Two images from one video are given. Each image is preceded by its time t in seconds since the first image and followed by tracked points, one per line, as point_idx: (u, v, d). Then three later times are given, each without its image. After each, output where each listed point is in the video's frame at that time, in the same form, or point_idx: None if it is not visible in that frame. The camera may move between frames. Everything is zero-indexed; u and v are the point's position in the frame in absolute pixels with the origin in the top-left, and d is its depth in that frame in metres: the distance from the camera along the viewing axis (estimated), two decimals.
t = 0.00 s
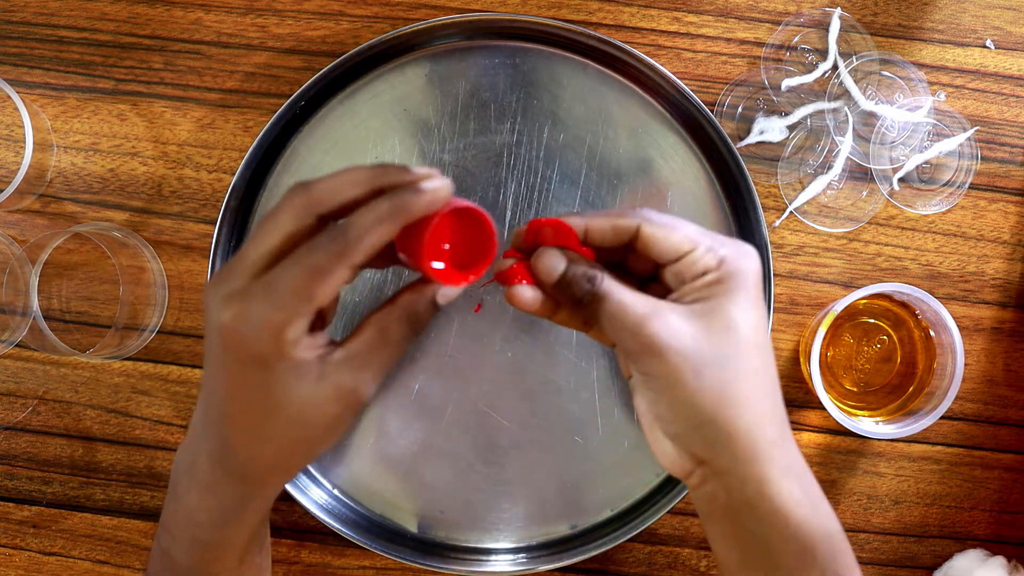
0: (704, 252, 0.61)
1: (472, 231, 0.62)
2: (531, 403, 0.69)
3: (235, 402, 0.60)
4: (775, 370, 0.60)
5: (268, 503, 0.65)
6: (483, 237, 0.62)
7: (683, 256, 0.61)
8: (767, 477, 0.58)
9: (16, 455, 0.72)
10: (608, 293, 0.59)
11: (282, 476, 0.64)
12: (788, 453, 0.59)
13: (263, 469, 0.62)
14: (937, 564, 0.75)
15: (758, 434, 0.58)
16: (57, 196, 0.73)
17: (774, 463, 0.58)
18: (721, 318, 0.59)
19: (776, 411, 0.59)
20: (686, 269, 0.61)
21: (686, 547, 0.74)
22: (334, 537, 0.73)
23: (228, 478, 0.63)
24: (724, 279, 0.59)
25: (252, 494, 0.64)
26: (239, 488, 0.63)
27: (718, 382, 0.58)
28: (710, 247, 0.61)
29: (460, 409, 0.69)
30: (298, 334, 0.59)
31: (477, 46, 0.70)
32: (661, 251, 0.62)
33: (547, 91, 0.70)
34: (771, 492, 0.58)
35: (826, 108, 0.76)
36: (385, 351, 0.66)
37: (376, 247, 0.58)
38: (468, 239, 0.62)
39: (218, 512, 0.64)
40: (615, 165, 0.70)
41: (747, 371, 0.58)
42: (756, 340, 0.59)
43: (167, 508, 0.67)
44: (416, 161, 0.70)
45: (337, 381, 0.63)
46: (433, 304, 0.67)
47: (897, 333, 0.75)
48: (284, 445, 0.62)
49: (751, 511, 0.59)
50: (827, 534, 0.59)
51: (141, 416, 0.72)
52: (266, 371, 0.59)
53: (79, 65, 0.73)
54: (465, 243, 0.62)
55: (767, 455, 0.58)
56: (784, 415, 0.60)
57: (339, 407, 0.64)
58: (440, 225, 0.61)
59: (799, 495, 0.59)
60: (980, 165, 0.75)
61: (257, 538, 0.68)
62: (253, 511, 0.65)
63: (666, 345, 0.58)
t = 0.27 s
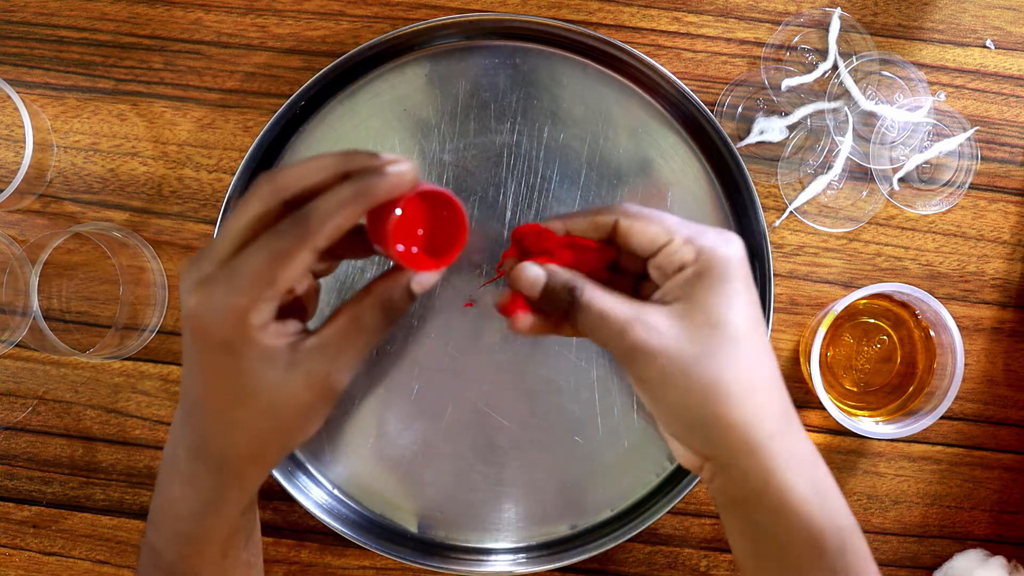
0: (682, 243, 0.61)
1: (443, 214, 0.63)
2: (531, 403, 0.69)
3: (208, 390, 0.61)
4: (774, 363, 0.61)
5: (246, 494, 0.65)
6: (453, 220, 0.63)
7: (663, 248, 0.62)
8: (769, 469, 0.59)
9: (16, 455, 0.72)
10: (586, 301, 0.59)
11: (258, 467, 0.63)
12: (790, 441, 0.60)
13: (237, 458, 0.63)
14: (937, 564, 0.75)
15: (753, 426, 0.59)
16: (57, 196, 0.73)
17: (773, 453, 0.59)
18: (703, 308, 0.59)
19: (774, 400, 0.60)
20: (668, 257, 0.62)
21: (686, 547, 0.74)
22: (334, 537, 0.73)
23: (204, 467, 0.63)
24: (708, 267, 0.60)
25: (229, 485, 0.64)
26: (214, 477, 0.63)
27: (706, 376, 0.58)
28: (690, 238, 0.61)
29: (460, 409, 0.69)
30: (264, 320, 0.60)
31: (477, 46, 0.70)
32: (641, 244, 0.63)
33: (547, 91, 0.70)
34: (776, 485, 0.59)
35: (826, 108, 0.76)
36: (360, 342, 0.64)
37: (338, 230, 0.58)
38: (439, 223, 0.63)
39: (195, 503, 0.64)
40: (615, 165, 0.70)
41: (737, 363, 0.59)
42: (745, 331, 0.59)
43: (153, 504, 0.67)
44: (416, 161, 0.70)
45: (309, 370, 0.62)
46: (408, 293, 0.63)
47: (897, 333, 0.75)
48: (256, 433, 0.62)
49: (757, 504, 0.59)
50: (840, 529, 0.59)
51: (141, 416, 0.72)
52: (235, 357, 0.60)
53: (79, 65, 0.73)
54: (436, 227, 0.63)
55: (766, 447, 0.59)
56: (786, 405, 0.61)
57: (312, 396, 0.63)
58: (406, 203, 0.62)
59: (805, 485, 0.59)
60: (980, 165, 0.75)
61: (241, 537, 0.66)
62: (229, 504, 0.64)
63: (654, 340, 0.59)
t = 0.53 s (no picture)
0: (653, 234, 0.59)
1: (429, 215, 0.61)
2: (531, 403, 0.69)
3: (191, 390, 0.60)
4: (768, 359, 0.57)
5: (234, 496, 0.64)
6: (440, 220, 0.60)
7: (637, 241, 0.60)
8: (758, 465, 0.54)
9: (16, 455, 0.72)
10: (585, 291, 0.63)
11: (243, 468, 0.62)
12: (784, 444, 0.55)
13: (222, 460, 0.62)
14: (937, 564, 0.75)
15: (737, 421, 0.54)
16: (57, 196, 0.73)
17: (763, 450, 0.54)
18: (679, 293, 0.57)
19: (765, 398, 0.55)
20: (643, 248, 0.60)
21: (686, 547, 0.73)
22: (334, 537, 0.73)
23: (189, 469, 0.62)
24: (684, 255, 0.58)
25: (216, 487, 0.63)
26: (200, 480, 0.62)
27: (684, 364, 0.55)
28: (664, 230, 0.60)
29: (460, 409, 0.69)
30: (248, 319, 0.60)
31: (477, 46, 0.70)
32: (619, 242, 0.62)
33: (547, 91, 0.70)
34: (764, 487, 0.53)
35: (826, 107, 0.76)
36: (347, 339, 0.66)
37: (321, 228, 0.59)
38: (425, 222, 0.61)
39: (182, 506, 0.63)
40: (615, 165, 0.70)
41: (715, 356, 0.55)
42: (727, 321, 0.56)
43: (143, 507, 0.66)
44: (416, 161, 0.70)
45: (295, 369, 0.62)
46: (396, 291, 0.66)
47: (897, 333, 0.75)
48: (241, 435, 0.61)
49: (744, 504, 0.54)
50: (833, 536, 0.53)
51: (141, 416, 0.72)
52: (218, 357, 0.59)
53: (79, 65, 0.73)
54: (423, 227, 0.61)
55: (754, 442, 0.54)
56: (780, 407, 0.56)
57: (298, 395, 0.63)
58: (392, 201, 0.60)
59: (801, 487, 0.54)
60: (980, 165, 0.75)
61: (230, 536, 0.66)
62: (217, 505, 0.63)
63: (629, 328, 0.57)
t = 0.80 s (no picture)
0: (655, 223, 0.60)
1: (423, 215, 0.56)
2: (531, 403, 0.69)
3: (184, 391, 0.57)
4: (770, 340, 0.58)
5: (229, 497, 0.61)
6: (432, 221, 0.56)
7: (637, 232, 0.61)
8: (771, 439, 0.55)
9: (16, 455, 0.72)
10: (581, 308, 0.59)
11: (238, 472, 0.59)
12: (793, 413, 0.57)
13: (215, 464, 0.58)
14: (937, 564, 0.75)
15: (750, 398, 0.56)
16: (57, 196, 0.73)
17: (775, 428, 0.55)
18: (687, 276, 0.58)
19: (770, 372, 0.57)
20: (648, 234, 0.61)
21: (686, 547, 0.73)
22: (334, 537, 0.73)
23: (182, 470, 0.59)
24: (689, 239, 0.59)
25: (208, 492, 0.60)
26: (194, 483, 0.60)
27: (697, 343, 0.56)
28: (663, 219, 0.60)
29: (460, 409, 0.69)
30: (237, 321, 0.55)
31: (477, 46, 0.70)
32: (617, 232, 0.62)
33: (547, 91, 0.70)
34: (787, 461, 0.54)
35: (826, 107, 0.76)
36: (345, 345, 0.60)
37: (309, 229, 0.53)
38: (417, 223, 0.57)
39: (177, 507, 0.61)
40: (615, 166, 0.70)
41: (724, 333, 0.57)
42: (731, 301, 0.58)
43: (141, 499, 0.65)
44: (416, 161, 0.70)
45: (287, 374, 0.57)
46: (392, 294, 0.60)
47: (897, 333, 0.75)
48: (233, 441, 0.57)
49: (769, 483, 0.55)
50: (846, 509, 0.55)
51: (141, 416, 0.72)
52: (207, 359, 0.55)
53: (79, 65, 0.73)
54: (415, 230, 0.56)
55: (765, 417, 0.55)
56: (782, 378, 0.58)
57: (293, 401, 0.58)
58: (383, 200, 0.55)
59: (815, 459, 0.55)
60: (980, 165, 0.75)
61: (228, 534, 0.65)
62: (212, 508, 0.61)
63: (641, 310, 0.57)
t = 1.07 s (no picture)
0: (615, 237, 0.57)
1: (396, 214, 0.54)
2: (531, 403, 0.69)
3: (164, 384, 0.56)
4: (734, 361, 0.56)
5: (209, 496, 0.60)
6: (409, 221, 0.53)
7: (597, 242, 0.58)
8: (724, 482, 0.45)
9: (16, 455, 0.72)
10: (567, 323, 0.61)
11: (215, 469, 0.57)
12: (771, 449, 0.47)
13: (192, 459, 0.57)
14: (937, 564, 0.75)
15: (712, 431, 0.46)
16: (57, 196, 0.73)
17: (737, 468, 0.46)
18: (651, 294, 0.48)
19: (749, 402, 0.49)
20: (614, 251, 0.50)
21: (686, 547, 0.74)
22: (334, 537, 0.73)
23: (162, 465, 0.58)
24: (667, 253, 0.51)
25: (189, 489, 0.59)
26: (173, 478, 0.58)
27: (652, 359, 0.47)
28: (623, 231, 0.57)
29: (460, 409, 0.69)
30: (211, 309, 0.54)
31: (477, 46, 0.70)
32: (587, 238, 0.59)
33: (547, 91, 0.70)
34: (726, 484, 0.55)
35: (826, 108, 0.76)
36: (317, 349, 0.55)
37: (283, 220, 0.54)
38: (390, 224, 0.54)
39: (158, 504, 0.60)
40: (615, 166, 0.70)
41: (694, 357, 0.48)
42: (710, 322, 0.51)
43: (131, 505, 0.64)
44: (416, 161, 0.70)
45: (258, 368, 0.54)
46: (372, 299, 0.55)
47: (897, 332, 0.75)
48: (208, 433, 0.55)
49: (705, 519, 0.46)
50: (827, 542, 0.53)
51: (141, 416, 0.72)
52: (181, 347, 0.54)
53: (79, 65, 0.73)
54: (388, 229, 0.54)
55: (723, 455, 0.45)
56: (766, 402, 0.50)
57: (266, 399, 0.55)
58: (354, 202, 0.53)
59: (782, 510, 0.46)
60: (980, 165, 0.75)
61: (212, 536, 0.63)
62: (191, 506, 0.59)
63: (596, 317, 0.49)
